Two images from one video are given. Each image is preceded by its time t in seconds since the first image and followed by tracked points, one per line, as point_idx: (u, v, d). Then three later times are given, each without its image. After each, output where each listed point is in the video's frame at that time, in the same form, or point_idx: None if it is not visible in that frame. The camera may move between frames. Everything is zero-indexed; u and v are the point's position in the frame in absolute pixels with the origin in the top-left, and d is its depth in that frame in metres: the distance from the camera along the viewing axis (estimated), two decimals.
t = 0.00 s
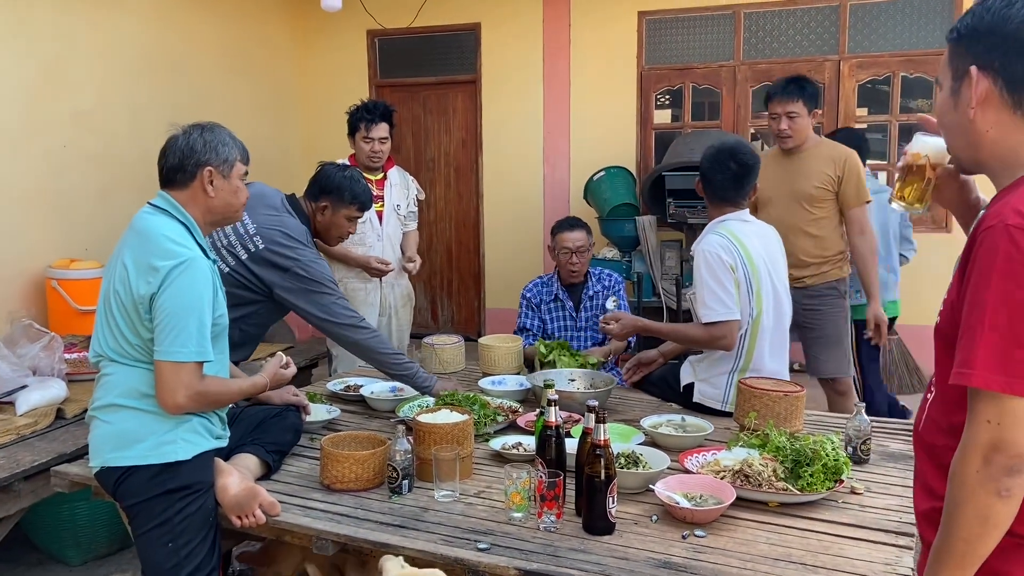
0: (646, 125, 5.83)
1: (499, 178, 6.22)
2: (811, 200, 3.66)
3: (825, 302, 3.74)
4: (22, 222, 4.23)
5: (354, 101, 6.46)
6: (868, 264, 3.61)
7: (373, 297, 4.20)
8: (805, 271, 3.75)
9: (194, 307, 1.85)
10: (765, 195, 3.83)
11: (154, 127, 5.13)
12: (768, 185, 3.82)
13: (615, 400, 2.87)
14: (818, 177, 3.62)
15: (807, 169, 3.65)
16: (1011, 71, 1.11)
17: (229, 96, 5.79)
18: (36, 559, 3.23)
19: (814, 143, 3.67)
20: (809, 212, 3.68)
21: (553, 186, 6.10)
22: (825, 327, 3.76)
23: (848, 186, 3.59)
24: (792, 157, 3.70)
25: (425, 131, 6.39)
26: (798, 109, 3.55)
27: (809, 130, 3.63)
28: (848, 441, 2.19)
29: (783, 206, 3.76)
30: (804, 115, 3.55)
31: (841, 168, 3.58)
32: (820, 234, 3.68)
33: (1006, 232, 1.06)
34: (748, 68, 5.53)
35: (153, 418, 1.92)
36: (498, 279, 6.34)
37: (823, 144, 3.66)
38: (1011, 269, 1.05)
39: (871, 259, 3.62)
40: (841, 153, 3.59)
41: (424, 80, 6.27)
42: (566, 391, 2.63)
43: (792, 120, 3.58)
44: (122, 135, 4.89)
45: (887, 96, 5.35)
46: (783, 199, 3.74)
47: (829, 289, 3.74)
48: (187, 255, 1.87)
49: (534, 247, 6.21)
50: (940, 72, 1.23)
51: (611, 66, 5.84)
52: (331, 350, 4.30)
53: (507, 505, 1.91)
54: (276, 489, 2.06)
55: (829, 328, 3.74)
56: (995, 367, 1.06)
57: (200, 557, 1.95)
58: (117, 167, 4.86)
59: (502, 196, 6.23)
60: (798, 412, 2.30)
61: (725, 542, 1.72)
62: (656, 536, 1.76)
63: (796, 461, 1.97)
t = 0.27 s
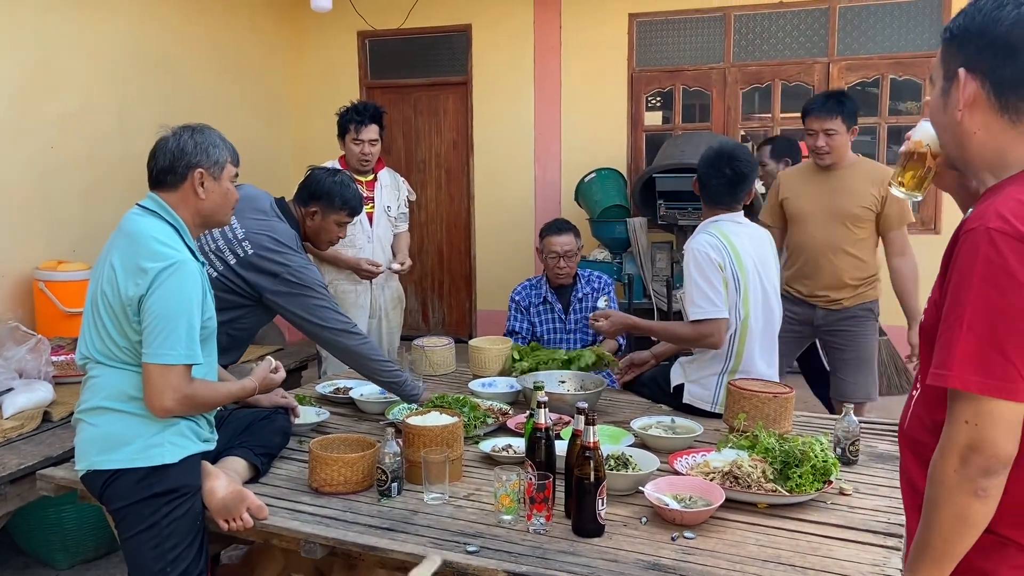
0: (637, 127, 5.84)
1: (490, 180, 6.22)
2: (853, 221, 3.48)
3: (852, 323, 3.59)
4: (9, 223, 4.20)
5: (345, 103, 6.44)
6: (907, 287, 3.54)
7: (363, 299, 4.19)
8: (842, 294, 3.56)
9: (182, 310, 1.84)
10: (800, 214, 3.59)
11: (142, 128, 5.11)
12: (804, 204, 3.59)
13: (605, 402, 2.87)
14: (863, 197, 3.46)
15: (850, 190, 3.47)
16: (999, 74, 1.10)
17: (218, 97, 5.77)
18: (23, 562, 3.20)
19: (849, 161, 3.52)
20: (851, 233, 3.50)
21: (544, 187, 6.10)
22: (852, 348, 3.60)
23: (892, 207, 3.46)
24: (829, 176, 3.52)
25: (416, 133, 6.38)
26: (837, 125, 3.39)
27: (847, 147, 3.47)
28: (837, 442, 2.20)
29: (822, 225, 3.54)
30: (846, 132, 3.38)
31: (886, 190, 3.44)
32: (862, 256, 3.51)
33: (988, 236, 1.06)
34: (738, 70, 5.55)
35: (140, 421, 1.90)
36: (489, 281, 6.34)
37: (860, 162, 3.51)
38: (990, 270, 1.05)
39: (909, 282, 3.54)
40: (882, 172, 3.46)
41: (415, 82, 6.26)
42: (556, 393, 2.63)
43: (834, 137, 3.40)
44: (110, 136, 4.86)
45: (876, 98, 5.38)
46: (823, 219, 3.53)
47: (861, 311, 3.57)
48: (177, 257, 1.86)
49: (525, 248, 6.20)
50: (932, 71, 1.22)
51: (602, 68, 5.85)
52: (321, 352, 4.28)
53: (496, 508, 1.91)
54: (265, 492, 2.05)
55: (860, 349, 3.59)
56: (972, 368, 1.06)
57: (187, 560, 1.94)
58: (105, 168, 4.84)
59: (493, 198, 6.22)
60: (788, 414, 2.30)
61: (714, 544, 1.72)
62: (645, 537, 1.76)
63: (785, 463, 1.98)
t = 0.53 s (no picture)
0: (623, 130, 5.85)
1: (476, 183, 6.21)
2: (871, 223, 3.41)
3: (867, 329, 3.52)
4: None
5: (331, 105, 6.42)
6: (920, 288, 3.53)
7: (349, 302, 4.18)
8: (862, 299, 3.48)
9: (164, 313, 1.82)
10: (818, 219, 3.44)
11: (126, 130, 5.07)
12: (821, 207, 3.45)
13: (591, 404, 2.87)
14: (881, 200, 3.39)
15: (867, 192, 3.39)
16: (979, 81, 1.10)
17: (203, 100, 5.74)
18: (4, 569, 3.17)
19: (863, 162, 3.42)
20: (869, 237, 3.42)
21: (531, 190, 6.10)
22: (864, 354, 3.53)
23: (907, 209, 3.42)
24: (847, 178, 3.40)
25: (403, 136, 6.37)
26: (861, 127, 3.22)
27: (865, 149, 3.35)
28: (822, 443, 2.21)
29: (842, 230, 3.43)
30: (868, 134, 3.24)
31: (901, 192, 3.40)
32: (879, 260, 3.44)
33: (962, 240, 1.07)
34: (723, 73, 5.58)
35: (122, 426, 1.89)
36: (476, 284, 6.33)
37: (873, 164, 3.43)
38: (963, 273, 1.06)
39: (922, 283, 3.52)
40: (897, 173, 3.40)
41: (401, 84, 6.25)
42: (542, 395, 2.63)
43: (855, 139, 3.26)
44: (93, 138, 4.82)
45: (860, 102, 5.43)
46: (843, 224, 3.41)
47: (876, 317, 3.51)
48: (158, 260, 1.84)
49: (512, 251, 6.21)
50: (920, 70, 1.22)
51: (588, 71, 5.86)
52: (306, 355, 4.26)
53: (482, 511, 1.91)
54: (249, 497, 2.03)
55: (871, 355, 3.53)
56: (944, 370, 1.07)
57: (171, 565, 1.93)
58: (89, 171, 4.80)
59: (480, 200, 6.22)
60: (773, 416, 2.31)
61: (699, 546, 1.73)
62: (631, 540, 1.76)
63: (770, 465, 1.98)
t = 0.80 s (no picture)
0: (604, 134, 5.88)
1: (458, 186, 6.21)
2: (870, 231, 3.32)
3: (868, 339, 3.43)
4: None
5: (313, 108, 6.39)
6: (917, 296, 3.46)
7: (331, 306, 4.15)
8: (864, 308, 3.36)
9: (141, 316, 1.80)
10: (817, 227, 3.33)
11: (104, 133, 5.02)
12: (820, 216, 3.34)
13: (573, 408, 2.88)
14: (880, 207, 3.30)
15: (866, 199, 3.30)
16: (954, 89, 1.12)
17: (183, 102, 5.70)
18: None
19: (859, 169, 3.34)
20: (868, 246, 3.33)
21: (513, 193, 6.10)
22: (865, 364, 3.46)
23: (903, 216, 3.36)
24: (843, 185, 3.31)
25: (384, 139, 6.35)
26: (861, 133, 3.14)
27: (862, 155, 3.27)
28: (801, 445, 2.23)
29: (842, 239, 3.32)
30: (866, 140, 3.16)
31: (898, 197, 3.32)
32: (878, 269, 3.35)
33: (932, 246, 1.08)
34: (704, 78, 5.62)
35: (99, 431, 1.87)
36: (458, 287, 6.32)
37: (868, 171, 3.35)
38: (933, 277, 1.08)
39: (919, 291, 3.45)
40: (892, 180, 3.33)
41: (383, 87, 6.23)
42: (524, 399, 2.63)
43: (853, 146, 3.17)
44: (71, 140, 4.76)
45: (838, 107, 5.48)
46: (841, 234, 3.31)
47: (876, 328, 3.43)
48: (135, 263, 1.83)
49: (494, 254, 6.21)
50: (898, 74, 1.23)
51: (570, 75, 5.88)
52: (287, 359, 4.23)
53: (464, 515, 1.90)
54: (228, 502, 2.02)
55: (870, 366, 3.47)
56: (916, 374, 1.09)
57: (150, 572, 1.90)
58: (66, 173, 4.74)
59: (462, 203, 6.22)
60: (753, 418, 2.32)
61: (680, 549, 1.73)
62: (613, 543, 1.77)
63: (750, 467, 2.00)
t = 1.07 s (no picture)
0: (582, 137, 5.90)
1: (437, 189, 6.20)
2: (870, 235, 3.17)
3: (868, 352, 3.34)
4: None
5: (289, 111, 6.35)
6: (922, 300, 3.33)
7: (307, 310, 4.12)
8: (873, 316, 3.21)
9: (111, 320, 1.78)
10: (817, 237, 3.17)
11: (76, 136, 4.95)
12: (819, 227, 3.18)
13: (551, 411, 2.87)
14: (876, 208, 3.17)
15: (861, 204, 3.16)
16: (926, 94, 1.12)
17: (157, 105, 5.64)
18: None
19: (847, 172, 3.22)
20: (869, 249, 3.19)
21: (491, 196, 6.10)
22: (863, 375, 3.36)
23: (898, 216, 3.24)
24: (836, 191, 3.17)
25: (362, 142, 6.32)
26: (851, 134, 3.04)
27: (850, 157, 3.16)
28: (775, 446, 2.24)
29: (845, 246, 3.16)
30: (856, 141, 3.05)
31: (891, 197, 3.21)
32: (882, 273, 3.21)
33: (903, 250, 1.09)
34: (680, 82, 5.67)
35: (68, 437, 1.83)
36: (436, 290, 6.31)
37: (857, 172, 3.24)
38: (905, 283, 1.09)
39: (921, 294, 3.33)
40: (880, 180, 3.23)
41: (360, 90, 6.21)
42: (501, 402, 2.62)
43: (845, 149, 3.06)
44: (42, 143, 4.70)
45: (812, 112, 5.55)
46: (843, 240, 3.16)
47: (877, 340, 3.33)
48: (103, 266, 1.80)
49: (472, 257, 6.20)
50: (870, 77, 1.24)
51: (547, 79, 5.89)
52: (263, 364, 4.19)
53: (440, 519, 1.89)
54: (201, 509, 1.99)
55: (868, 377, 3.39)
56: (887, 377, 1.10)
57: None
58: (37, 176, 4.68)
59: (440, 207, 6.20)
60: (729, 420, 2.33)
61: (656, 551, 1.74)
62: (588, 546, 1.77)
63: (725, 468, 2.01)
